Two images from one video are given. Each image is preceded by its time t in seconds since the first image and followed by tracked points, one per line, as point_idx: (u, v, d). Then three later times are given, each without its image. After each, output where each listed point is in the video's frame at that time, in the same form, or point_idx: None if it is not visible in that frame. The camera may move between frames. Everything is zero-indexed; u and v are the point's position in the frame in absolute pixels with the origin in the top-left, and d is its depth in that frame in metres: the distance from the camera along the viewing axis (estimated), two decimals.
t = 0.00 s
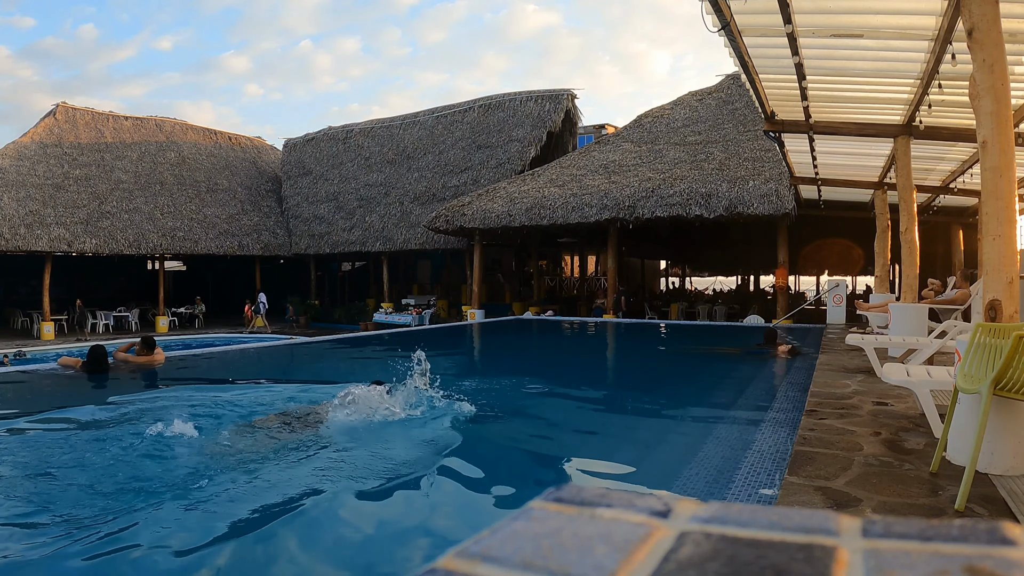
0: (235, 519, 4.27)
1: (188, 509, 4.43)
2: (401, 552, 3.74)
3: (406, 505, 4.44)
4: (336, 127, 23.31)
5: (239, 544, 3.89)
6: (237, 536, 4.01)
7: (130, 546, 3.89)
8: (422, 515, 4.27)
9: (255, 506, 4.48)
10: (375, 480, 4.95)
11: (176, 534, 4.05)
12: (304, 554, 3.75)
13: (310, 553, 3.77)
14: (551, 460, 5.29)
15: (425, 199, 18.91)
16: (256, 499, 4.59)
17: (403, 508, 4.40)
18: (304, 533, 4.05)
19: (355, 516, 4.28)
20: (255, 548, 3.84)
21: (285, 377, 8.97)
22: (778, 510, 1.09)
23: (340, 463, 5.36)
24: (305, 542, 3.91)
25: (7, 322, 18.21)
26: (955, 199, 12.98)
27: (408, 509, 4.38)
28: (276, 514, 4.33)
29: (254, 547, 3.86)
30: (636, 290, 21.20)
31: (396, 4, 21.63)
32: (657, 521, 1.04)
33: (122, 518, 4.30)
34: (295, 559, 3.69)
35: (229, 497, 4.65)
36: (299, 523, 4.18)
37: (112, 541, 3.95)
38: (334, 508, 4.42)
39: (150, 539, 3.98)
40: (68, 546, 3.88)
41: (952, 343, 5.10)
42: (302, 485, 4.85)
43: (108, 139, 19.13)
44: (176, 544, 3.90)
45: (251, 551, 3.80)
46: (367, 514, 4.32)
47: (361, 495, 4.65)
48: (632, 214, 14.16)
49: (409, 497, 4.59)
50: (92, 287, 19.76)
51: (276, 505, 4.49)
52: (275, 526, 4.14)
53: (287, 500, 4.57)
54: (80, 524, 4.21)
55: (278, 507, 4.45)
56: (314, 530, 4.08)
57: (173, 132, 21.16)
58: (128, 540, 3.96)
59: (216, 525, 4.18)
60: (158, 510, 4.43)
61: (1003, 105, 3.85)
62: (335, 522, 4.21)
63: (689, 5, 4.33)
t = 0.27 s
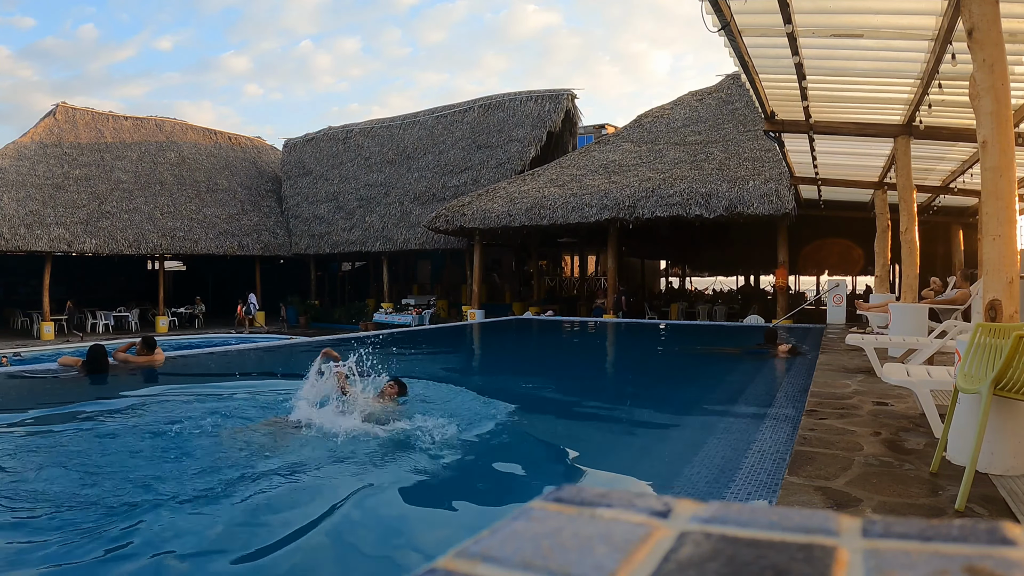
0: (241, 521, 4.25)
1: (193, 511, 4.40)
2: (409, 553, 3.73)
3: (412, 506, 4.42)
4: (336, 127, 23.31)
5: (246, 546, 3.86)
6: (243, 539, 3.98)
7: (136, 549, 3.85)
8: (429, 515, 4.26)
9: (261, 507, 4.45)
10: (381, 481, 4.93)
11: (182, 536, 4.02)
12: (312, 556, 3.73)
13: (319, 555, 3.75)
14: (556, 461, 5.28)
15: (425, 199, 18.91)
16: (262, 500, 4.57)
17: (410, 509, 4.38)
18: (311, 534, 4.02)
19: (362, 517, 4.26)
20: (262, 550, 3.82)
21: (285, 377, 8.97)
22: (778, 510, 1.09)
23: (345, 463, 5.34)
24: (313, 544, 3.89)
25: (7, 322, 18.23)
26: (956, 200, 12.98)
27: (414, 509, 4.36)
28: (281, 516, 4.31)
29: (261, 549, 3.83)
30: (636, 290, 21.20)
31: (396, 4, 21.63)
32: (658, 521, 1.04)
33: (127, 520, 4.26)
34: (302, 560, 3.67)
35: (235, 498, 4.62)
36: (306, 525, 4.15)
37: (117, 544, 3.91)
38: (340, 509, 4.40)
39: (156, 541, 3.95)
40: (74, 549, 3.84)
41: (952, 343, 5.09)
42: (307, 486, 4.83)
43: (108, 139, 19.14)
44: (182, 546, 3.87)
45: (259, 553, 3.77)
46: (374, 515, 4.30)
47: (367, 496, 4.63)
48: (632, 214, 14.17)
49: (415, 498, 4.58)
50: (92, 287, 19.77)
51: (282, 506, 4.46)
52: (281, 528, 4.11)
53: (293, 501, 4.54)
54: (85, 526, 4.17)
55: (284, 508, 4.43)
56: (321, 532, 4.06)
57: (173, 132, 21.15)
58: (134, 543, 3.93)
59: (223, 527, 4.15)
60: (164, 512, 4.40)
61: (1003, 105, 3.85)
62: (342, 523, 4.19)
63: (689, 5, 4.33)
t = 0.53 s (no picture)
0: (249, 523, 4.20)
1: (199, 513, 4.36)
2: (414, 552, 3.73)
3: (421, 508, 4.39)
4: (336, 127, 23.31)
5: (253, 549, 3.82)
6: (252, 541, 3.94)
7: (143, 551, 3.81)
8: (438, 516, 4.23)
9: (266, 510, 4.41)
10: (388, 481, 4.91)
11: (190, 538, 3.98)
12: (318, 559, 3.67)
13: (326, 555, 3.74)
14: (561, 461, 5.26)
15: (425, 199, 18.91)
16: (267, 503, 4.53)
17: (419, 509, 4.36)
18: (318, 536, 3.99)
19: (368, 519, 4.23)
20: (272, 552, 3.78)
21: (285, 377, 8.99)
22: (778, 510, 1.09)
23: (350, 464, 5.32)
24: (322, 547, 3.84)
25: (7, 322, 18.24)
26: (956, 199, 12.98)
27: (422, 510, 4.34)
28: (288, 518, 4.26)
29: (270, 551, 3.79)
30: (636, 290, 21.21)
31: (396, 4, 21.63)
32: (658, 521, 1.04)
33: (132, 522, 4.21)
34: (312, 564, 3.62)
35: (242, 500, 4.59)
36: (314, 528, 4.10)
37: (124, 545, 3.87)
38: (346, 511, 4.37)
39: (163, 544, 3.90)
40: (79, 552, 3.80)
41: (952, 343, 5.09)
42: (313, 487, 4.80)
43: (108, 139, 19.13)
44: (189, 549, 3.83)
45: (267, 555, 3.73)
46: (381, 517, 4.26)
47: (375, 497, 4.60)
48: (632, 214, 14.17)
49: (423, 499, 4.55)
50: (92, 287, 19.77)
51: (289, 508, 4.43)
52: (289, 530, 4.08)
53: (298, 502, 4.52)
54: (88, 527, 4.12)
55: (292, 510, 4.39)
56: (328, 534, 4.02)
57: (173, 132, 21.15)
58: (141, 545, 3.89)
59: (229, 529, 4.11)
60: (168, 514, 4.35)
61: (1003, 105, 3.85)
62: (349, 525, 4.15)
63: (689, 5, 4.33)
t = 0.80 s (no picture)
0: (255, 523, 4.18)
1: (205, 514, 4.34)
2: (418, 550, 3.76)
3: (428, 507, 4.38)
4: (336, 127, 23.31)
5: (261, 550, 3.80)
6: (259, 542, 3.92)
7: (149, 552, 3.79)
8: (446, 516, 4.22)
9: (273, 510, 4.39)
10: (393, 482, 4.89)
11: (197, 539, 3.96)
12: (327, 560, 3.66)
13: (329, 553, 3.75)
14: (566, 461, 5.26)
15: (425, 199, 18.91)
16: (273, 503, 4.51)
17: (425, 510, 4.35)
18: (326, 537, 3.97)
19: (375, 520, 4.22)
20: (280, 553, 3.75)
21: (286, 377, 8.99)
22: (778, 510, 1.09)
23: (356, 465, 5.30)
24: (330, 547, 3.83)
25: (7, 322, 18.24)
26: (956, 199, 12.98)
27: (430, 510, 4.32)
28: (291, 516, 4.27)
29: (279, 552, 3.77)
30: (636, 290, 21.21)
31: (396, 4, 21.63)
32: (658, 521, 1.04)
33: (138, 522, 4.19)
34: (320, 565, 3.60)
35: (248, 500, 4.57)
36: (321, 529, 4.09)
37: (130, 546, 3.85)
38: (353, 512, 4.36)
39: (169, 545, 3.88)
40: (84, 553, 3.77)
41: (952, 343, 5.09)
42: (319, 488, 4.78)
43: (108, 139, 19.13)
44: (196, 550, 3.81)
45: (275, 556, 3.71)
46: (389, 517, 4.25)
47: (381, 497, 4.59)
48: (632, 214, 14.17)
49: (430, 499, 4.54)
50: (92, 287, 19.78)
51: (296, 509, 4.41)
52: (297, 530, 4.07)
53: (301, 501, 4.54)
54: (94, 528, 4.09)
55: (299, 511, 4.37)
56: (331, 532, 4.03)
57: (173, 132, 21.15)
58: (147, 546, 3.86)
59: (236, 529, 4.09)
60: (174, 514, 4.33)
61: (1003, 105, 3.85)
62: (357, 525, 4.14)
63: (689, 5, 4.33)
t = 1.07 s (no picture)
0: (266, 525, 4.16)
1: (215, 515, 4.32)
2: (421, 549, 3.77)
3: (439, 508, 4.37)
4: (336, 127, 23.31)
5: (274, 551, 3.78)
6: (272, 543, 3.89)
7: (160, 555, 3.76)
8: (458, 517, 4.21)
9: (284, 511, 4.37)
10: (403, 482, 4.88)
11: (209, 541, 3.94)
12: (341, 563, 3.64)
13: (333, 553, 3.75)
14: (574, 461, 5.25)
15: (425, 199, 18.91)
16: (283, 504, 4.49)
17: (436, 510, 4.34)
18: (338, 538, 3.95)
19: (387, 520, 4.20)
20: (293, 555, 3.74)
21: (286, 377, 8.99)
22: (779, 510, 1.09)
23: (361, 465, 5.30)
24: (343, 549, 3.81)
25: (7, 322, 18.23)
26: (956, 199, 12.98)
27: (441, 511, 4.31)
28: (293, 516, 4.28)
29: (292, 554, 3.75)
30: (636, 290, 21.21)
31: (396, 4, 21.62)
32: (658, 521, 1.04)
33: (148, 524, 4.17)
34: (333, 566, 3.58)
35: (258, 501, 4.55)
36: (333, 530, 4.07)
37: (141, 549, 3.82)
38: (364, 512, 4.34)
39: (182, 547, 3.86)
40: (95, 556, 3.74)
41: (952, 343, 5.09)
42: (328, 488, 4.77)
43: (108, 139, 19.11)
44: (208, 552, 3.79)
45: (289, 557, 3.70)
46: (401, 518, 4.24)
47: (391, 498, 4.58)
48: (632, 214, 14.16)
49: (440, 499, 4.53)
50: (92, 287, 19.77)
51: (307, 509, 4.39)
52: (308, 532, 4.05)
53: (302, 501, 4.55)
54: (103, 531, 4.07)
55: (309, 512, 4.35)
56: (333, 532, 4.04)
57: (173, 132, 21.15)
58: (158, 548, 3.84)
59: (247, 531, 4.07)
60: (184, 516, 4.30)
61: (1004, 104, 3.85)
62: (369, 526, 4.13)
63: (689, 5, 4.33)
